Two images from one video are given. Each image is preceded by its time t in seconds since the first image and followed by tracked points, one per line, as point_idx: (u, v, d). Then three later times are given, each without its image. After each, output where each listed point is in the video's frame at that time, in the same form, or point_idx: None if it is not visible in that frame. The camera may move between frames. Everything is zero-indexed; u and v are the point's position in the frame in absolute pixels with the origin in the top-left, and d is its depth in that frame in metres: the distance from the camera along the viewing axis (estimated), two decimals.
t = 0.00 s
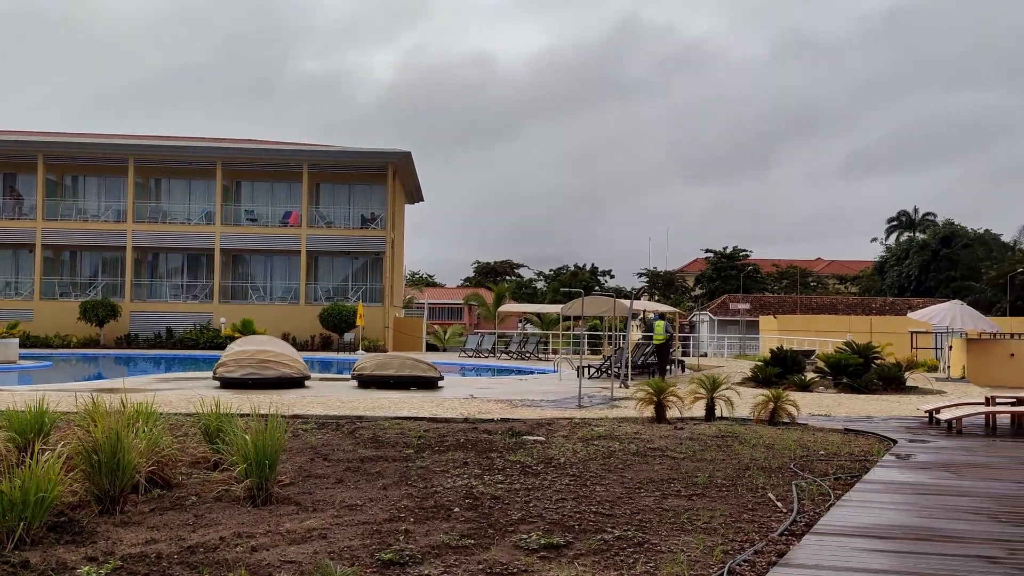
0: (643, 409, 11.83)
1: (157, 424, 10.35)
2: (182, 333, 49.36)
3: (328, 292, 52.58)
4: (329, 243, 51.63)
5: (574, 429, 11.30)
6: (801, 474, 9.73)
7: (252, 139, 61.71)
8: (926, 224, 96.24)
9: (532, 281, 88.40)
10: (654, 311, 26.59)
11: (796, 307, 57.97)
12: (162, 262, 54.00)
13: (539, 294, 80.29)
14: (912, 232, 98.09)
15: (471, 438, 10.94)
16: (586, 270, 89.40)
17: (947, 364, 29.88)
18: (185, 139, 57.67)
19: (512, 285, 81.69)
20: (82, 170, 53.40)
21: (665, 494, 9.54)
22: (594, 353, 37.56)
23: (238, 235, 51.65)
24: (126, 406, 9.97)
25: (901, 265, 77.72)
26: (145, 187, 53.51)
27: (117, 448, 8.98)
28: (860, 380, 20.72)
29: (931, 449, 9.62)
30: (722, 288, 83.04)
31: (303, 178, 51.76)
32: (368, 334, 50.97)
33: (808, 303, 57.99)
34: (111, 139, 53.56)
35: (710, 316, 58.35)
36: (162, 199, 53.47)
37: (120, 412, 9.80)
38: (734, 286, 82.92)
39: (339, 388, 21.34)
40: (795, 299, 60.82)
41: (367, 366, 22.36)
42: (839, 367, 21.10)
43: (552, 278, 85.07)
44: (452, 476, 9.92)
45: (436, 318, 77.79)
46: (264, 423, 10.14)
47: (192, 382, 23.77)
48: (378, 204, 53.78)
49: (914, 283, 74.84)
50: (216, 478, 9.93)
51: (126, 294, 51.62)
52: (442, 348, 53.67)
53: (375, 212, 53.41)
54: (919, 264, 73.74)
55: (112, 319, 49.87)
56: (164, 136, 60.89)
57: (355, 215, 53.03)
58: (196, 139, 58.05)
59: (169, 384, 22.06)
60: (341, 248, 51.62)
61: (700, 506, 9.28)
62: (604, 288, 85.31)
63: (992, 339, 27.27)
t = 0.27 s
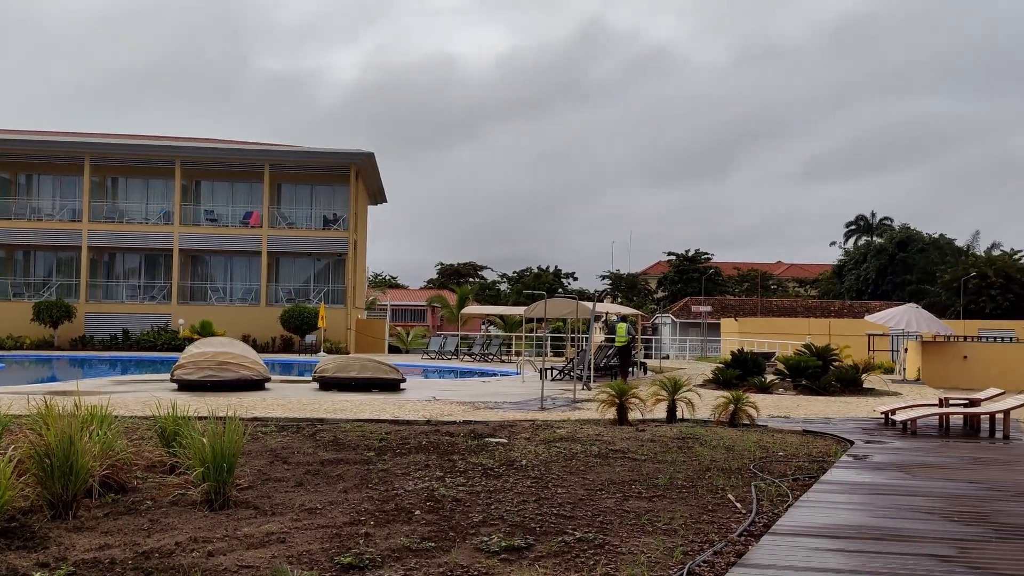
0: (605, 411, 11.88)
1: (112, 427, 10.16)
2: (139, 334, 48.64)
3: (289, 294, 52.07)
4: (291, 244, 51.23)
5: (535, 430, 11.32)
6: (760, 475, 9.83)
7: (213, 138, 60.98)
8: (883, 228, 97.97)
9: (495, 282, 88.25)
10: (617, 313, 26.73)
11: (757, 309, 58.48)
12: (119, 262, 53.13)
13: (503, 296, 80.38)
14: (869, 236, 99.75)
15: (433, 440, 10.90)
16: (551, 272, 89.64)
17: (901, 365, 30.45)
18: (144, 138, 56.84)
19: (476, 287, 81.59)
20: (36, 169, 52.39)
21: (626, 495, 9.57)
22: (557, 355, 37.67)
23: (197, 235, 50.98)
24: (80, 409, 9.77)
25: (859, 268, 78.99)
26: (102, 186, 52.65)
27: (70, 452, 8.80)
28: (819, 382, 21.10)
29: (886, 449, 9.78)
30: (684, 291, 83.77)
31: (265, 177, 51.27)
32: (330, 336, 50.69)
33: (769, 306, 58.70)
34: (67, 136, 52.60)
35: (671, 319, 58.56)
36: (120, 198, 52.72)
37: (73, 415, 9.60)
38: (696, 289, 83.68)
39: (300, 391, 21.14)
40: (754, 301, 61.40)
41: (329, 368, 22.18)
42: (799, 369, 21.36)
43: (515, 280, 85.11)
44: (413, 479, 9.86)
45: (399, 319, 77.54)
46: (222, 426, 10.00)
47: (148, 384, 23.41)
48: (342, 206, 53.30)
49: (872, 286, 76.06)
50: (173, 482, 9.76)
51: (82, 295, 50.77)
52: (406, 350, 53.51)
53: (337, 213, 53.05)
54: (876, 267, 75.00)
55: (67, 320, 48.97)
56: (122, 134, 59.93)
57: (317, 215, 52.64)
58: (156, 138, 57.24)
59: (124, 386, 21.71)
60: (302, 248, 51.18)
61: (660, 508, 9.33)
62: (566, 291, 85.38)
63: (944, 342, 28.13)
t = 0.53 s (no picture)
0: (575, 413, 11.91)
1: (76, 429, 10.01)
2: (104, 335, 48.05)
3: (259, 295, 51.69)
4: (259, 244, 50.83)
5: (506, 432, 11.33)
6: (729, 475, 9.91)
7: (183, 138, 60.38)
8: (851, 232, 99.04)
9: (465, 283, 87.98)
10: (588, 315, 26.80)
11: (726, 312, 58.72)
12: (83, 262, 52.44)
13: (474, 298, 80.32)
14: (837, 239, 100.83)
15: (402, 442, 10.88)
16: (523, 274, 89.72)
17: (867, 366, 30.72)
18: (111, 137, 56.17)
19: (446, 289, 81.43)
20: None
21: (596, 497, 9.58)
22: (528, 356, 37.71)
23: (164, 235, 50.40)
24: (42, 411, 9.61)
25: (826, 271, 79.87)
26: (67, 185, 51.98)
27: (32, 455, 8.66)
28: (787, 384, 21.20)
29: (852, 449, 9.89)
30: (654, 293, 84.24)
31: (233, 178, 50.85)
32: (300, 338, 50.48)
33: (738, 307, 59.21)
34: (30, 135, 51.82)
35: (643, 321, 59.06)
36: (85, 198, 52.03)
37: (34, 416, 9.44)
38: (665, 291, 84.20)
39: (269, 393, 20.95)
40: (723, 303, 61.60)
41: (298, 369, 21.97)
42: (768, 371, 21.57)
43: (487, 282, 85.11)
44: (382, 482, 9.81)
45: (370, 320, 77.22)
46: (188, 428, 9.89)
47: (113, 386, 23.11)
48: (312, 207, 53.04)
49: (840, 289, 76.71)
50: (137, 485, 9.64)
51: (45, 296, 50.06)
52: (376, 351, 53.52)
53: (307, 213, 52.73)
54: (843, 270, 75.86)
55: (30, 321, 48.23)
56: (89, 132, 59.14)
57: (287, 216, 52.31)
58: (124, 137, 56.58)
59: (88, 388, 21.41)
60: (270, 249, 50.79)
61: (629, 509, 9.35)
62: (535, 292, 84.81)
63: (908, 344, 28.46)
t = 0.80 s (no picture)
0: (537, 413, 11.94)
1: (27, 432, 9.80)
2: (58, 335, 47.12)
3: (218, 295, 51.07)
4: (218, 243, 50.11)
5: (467, 433, 11.34)
6: (688, 476, 9.99)
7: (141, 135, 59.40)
8: (809, 234, 100.50)
9: (427, 284, 87.60)
10: (551, 316, 26.85)
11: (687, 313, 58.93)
12: (37, 261, 51.41)
13: (436, 299, 80.21)
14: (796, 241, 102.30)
15: (363, 443, 10.84)
16: (487, 274, 89.66)
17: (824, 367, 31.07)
18: (66, 133, 55.06)
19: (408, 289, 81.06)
20: None
21: (556, 497, 9.59)
22: (491, 357, 37.67)
23: (120, 233, 49.60)
24: None
25: (786, 273, 80.85)
26: (19, 182, 50.91)
27: None
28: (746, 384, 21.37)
29: (808, 449, 10.03)
30: (617, 294, 84.78)
31: (192, 176, 50.18)
32: (260, 338, 50.00)
33: (699, 309, 59.71)
34: None
35: (604, 321, 59.29)
36: (37, 195, 51.09)
37: None
38: (627, 292, 84.72)
39: (227, 393, 20.66)
40: (685, 303, 61.87)
41: (257, 371, 21.69)
42: (728, 371, 21.82)
43: (450, 282, 85.00)
44: (342, 484, 9.73)
45: (331, 322, 76.73)
46: (144, 430, 9.73)
47: (65, 387, 22.65)
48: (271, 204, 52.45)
49: (798, 291, 78.00)
50: (90, 489, 9.46)
51: None
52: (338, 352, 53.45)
53: (268, 212, 52.22)
54: (802, 272, 76.87)
55: None
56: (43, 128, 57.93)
57: (247, 215, 51.76)
58: (79, 133, 55.48)
59: (39, 390, 20.94)
60: (229, 248, 50.17)
61: (590, 509, 9.38)
62: (498, 292, 85.10)
63: (866, 345, 28.65)
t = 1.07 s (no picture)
0: (503, 413, 11.96)
1: None
2: (16, 336, 46.25)
3: (180, 295, 50.49)
4: (181, 242, 49.50)
5: (433, 433, 11.34)
6: (653, 476, 10.04)
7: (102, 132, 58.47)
8: (774, 235, 101.56)
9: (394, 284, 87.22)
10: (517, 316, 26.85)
11: (653, 313, 59.14)
12: None
13: (403, 299, 80.06)
14: (761, 242, 103.37)
15: (328, 444, 10.79)
16: (453, 274, 89.50)
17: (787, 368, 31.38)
18: (24, 129, 54.03)
19: (374, 289, 80.65)
20: None
21: (522, 498, 9.60)
22: (458, 358, 37.62)
23: (79, 232, 48.83)
24: None
25: (751, 274, 81.51)
26: None
27: None
28: (711, 384, 21.55)
29: (771, 448, 10.13)
30: (583, 295, 85.15)
31: (154, 174, 49.54)
32: (224, 339, 49.56)
33: (664, 310, 59.93)
34: None
35: (570, 321, 59.20)
36: None
37: None
38: (593, 292, 85.16)
39: (190, 395, 20.42)
40: (651, 304, 62.16)
41: (220, 372, 21.52)
42: (693, 372, 22.02)
43: (417, 282, 84.81)
44: (306, 485, 9.66)
45: (296, 322, 76.19)
46: (104, 432, 9.58)
47: (22, 389, 22.23)
48: (234, 204, 52.12)
49: (762, 292, 78.93)
50: (48, 492, 9.30)
51: None
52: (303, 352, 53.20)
53: (232, 211, 51.72)
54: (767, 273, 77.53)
55: None
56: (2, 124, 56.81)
57: (210, 214, 51.24)
58: (39, 130, 54.48)
59: None
60: (192, 248, 49.58)
61: (554, 509, 9.39)
62: (466, 292, 85.23)
63: (828, 347, 28.17)
